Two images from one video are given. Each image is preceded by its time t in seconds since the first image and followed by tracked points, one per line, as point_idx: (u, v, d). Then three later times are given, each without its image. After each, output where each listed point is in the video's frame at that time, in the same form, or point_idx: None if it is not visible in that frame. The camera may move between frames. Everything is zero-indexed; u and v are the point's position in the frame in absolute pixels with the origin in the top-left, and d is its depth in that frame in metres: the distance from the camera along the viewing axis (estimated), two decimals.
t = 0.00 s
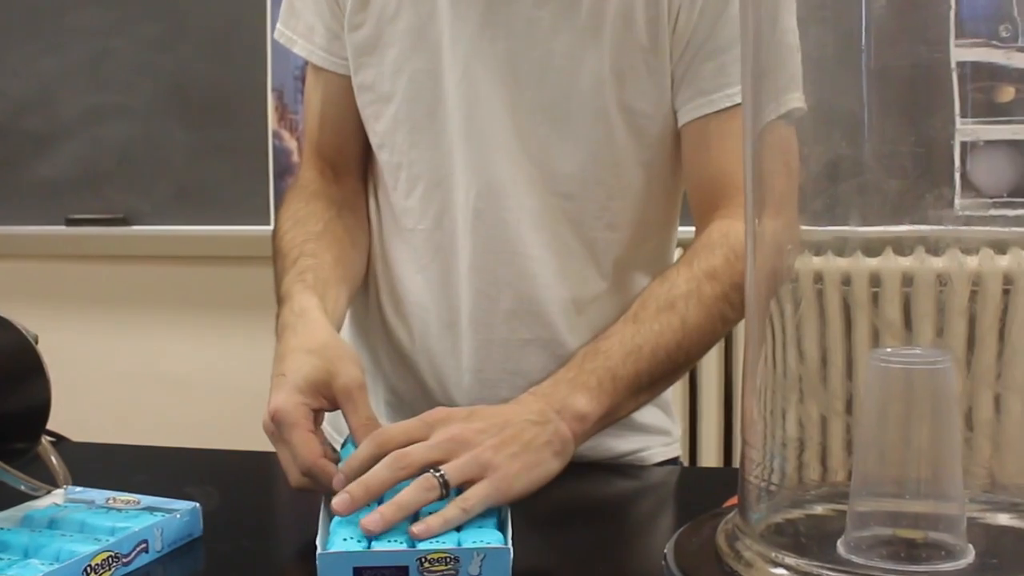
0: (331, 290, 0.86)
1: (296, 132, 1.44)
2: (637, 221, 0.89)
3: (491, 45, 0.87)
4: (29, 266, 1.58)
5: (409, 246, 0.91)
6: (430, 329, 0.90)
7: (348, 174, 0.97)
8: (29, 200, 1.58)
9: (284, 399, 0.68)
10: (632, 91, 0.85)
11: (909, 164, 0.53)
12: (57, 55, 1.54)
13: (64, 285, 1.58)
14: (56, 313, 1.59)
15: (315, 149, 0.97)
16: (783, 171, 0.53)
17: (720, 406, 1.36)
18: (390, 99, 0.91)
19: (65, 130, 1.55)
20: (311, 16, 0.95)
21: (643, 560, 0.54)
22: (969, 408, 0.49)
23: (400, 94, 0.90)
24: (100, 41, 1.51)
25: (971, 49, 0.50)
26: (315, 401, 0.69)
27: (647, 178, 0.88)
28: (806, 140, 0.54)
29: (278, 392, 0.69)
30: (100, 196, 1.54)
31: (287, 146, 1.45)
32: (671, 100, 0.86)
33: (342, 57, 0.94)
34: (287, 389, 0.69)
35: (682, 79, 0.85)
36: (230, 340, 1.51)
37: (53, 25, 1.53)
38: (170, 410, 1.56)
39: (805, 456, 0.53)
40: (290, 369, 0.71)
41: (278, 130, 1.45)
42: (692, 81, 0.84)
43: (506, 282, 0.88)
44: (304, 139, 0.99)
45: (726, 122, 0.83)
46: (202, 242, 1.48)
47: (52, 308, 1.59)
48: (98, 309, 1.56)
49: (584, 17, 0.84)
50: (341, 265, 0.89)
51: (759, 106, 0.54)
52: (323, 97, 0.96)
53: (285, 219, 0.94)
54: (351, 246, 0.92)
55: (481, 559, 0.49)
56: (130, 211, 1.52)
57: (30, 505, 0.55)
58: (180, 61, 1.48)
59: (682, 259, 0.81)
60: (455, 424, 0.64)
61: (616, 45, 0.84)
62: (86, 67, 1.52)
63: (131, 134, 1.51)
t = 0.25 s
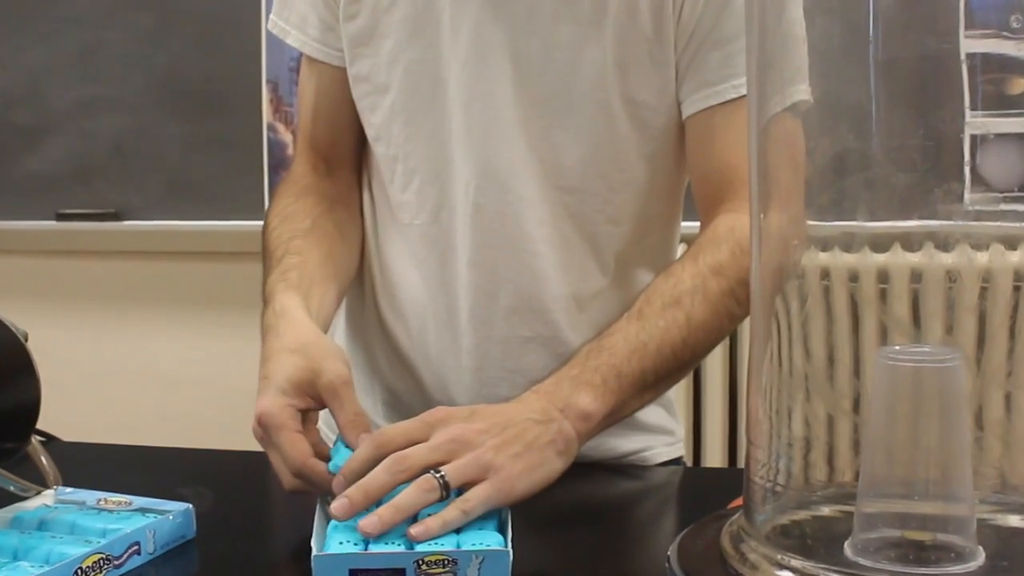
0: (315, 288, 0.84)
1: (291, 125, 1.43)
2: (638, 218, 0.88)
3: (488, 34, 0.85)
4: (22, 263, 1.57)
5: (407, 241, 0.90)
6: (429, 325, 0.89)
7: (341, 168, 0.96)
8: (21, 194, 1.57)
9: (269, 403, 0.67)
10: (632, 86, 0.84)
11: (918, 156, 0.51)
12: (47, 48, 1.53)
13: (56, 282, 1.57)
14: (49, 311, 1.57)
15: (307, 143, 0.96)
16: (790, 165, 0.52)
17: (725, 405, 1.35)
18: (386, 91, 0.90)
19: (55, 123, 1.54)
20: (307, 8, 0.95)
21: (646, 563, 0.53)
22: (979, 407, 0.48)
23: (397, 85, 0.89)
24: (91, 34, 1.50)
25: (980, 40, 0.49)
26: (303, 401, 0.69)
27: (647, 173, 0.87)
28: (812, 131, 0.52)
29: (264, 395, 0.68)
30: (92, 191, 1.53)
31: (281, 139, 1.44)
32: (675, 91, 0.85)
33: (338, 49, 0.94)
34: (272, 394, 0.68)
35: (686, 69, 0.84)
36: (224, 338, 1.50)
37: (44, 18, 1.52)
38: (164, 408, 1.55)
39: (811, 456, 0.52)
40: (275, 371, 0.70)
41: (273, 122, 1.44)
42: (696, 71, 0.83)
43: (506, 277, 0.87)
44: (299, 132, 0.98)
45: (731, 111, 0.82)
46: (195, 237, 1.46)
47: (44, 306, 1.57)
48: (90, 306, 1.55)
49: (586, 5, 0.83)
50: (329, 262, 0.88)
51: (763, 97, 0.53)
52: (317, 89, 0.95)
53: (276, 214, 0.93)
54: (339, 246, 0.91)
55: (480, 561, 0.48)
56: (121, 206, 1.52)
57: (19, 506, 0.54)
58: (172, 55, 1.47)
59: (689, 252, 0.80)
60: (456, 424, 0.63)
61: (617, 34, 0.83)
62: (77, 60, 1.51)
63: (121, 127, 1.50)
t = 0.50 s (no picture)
0: (312, 286, 0.83)
1: (286, 117, 1.42)
2: (640, 215, 0.87)
3: (487, 25, 0.84)
4: (16, 258, 1.56)
5: (404, 236, 0.89)
6: (427, 321, 0.88)
7: (335, 162, 0.95)
8: (13, 188, 1.56)
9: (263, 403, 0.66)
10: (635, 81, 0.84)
11: (926, 151, 0.50)
12: (40, 40, 1.52)
13: (49, 278, 1.55)
14: (42, 307, 1.56)
15: (302, 135, 0.95)
16: (794, 159, 0.51)
17: (729, 403, 1.34)
18: (383, 82, 0.89)
19: (47, 115, 1.53)
20: None
21: (648, 565, 0.52)
22: (989, 406, 0.47)
23: (394, 77, 0.88)
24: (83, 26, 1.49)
25: (989, 30, 0.48)
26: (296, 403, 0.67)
27: (649, 168, 0.86)
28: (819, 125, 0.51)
29: (257, 395, 0.67)
30: (84, 185, 1.52)
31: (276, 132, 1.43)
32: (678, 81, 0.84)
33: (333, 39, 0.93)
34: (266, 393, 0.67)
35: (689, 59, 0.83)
36: (218, 336, 1.48)
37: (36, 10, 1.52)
38: (158, 407, 1.54)
39: (818, 455, 0.51)
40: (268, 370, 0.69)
41: (268, 115, 1.43)
42: (700, 61, 0.82)
43: (507, 272, 0.86)
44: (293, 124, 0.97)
45: (731, 104, 0.82)
46: (189, 233, 1.45)
47: (38, 302, 1.56)
48: (83, 301, 1.54)
49: None
50: (324, 259, 0.87)
51: (768, 88, 0.52)
52: (313, 82, 0.94)
53: (269, 209, 0.92)
54: (332, 240, 0.89)
55: (480, 562, 0.47)
56: (113, 200, 1.51)
57: (8, 508, 0.53)
58: (166, 47, 1.46)
59: (690, 247, 0.78)
60: (452, 424, 0.62)
61: (620, 23, 0.82)
62: (70, 51, 1.50)
63: (114, 120, 1.49)
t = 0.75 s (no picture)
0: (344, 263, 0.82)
1: (281, 110, 1.41)
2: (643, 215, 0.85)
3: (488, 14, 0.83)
4: (9, 252, 1.55)
5: (401, 230, 0.88)
6: (427, 316, 0.87)
7: (337, 159, 0.94)
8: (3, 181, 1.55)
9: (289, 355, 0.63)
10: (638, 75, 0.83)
11: (935, 144, 0.49)
12: (31, 31, 1.51)
13: (41, 272, 1.54)
14: (35, 303, 1.55)
15: (301, 123, 0.93)
16: (798, 151, 0.50)
17: (733, 398, 1.33)
18: (381, 74, 0.88)
19: (38, 108, 1.52)
20: None
21: (651, 567, 0.51)
22: (999, 405, 0.46)
23: (392, 68, 0.87)
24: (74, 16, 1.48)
25: (1001, 22, 0.47)
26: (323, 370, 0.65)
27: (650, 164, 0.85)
28: (825, 116, 0.50)
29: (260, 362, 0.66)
30: (75, 180, 1.51)
31: (272, 124, 1.42)
32: (681, 68, 0.83)
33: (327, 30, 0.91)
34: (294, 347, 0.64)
35: (692, 48, 0.82)
36: (212, 334, 1.47)
37: None
38: (151, 406, 1.52)
39: (824, 455, 0.50)
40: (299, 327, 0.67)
41: (263, 108, 1.42)
42: (702, 51, 0.81)
43: (508, 266, 0.85)
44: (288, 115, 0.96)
45: (733, 98, 0.81)
46: (184, 228, 1.44)
47: (32, 299, 1.55)
48: (76, 296, 1.53)
49: None
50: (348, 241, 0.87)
51: (774, 77, 0.51)
52: (309, 74, 0.93)
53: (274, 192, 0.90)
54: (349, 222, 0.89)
55: (477, 559, 0.47)
56: (103, 194, 1.49)
57: None
58: (157, 37, 1.44)
59: (689, 239, 0.77)
60: (446, 418, 0.61)
61: (623, 12, 0.81)
62: (60, 42, 1.49)
63: (106, 113, 1.48)
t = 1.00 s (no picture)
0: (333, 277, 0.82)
1: (275, 103, 1.38)
2: (642, 208, 0.84)
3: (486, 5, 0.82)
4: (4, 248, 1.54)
5: (398, 225, 0.87)
6: (424, 314, 0.86)
7: (332, 156, 0.93)
8: None
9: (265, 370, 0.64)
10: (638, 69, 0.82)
11: (943, 137, 0.48)
12: (22, 21, 1.49)
13: (35, 267, 1.53)
14: (29, 299, 1.54)
15: (291, 117, 0.93)
16: (804, 144, 0.49)
17: (738, 396, 1.32)
18: (377, 65, 0.87)
19: (29, 100, 1.51)
20: None
21: (653, 569, 0.50)
22: (1010, 404, 0.45)
23: (389, 59, 0.86)
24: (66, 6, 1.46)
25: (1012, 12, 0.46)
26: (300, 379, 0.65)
27: (650, 159, 0.83)
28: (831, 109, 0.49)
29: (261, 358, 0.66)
30: (67, 174, 1.49)
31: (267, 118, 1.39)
32: (681, 62, 0.82)
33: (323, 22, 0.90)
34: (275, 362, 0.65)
35: (693, 40, 0.81)
36: (209, 330, 1.46)
37: None
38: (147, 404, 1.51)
39: (830, 455, 0.49)
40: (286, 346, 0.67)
41: (257, 100, 1.39)
42: (703, 44, 0.80)
43: (507, 262, 0.84)
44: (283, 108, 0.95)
45: (733, 92, 0.80)
46: (180, 222, 1.43)
47: (26, 296, 1.54)
48: (70, 291, 1.52)
49: None
50: (338, 253, 0.86)
51: (781, 66, 0.50)
52: (303, 67, 0.92)
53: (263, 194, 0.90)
54: (343, 231, 0.88)
55: (473, 561, 0.46)
56: (95, 188, 1.48)
57: None
58: (151, 29, 1.43)
59: (682, 237, 0.76)
60: (428, 417, 0.61)
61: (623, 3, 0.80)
62: (52, 33, 1.48)
63: (98, 106, 1.47)
